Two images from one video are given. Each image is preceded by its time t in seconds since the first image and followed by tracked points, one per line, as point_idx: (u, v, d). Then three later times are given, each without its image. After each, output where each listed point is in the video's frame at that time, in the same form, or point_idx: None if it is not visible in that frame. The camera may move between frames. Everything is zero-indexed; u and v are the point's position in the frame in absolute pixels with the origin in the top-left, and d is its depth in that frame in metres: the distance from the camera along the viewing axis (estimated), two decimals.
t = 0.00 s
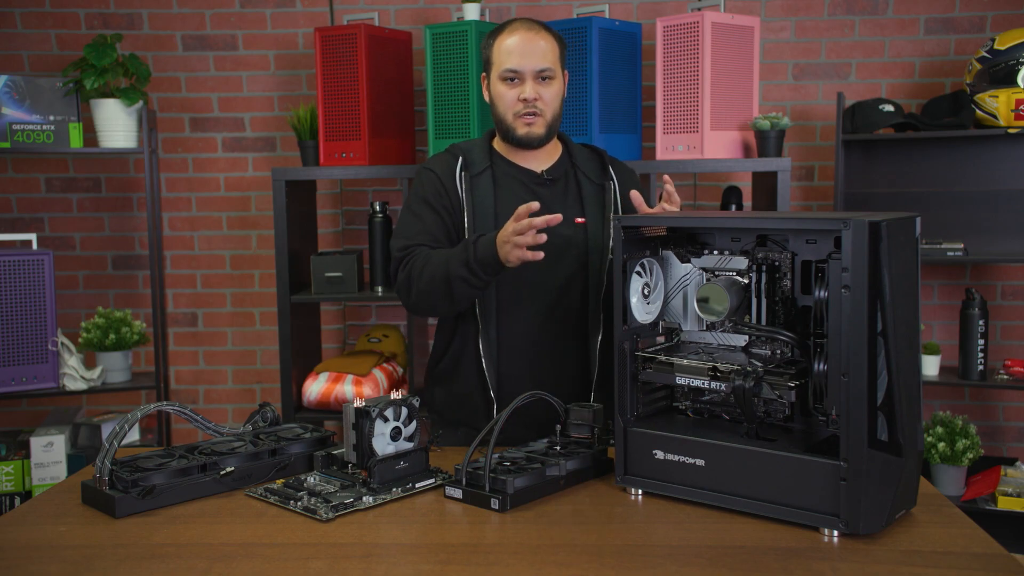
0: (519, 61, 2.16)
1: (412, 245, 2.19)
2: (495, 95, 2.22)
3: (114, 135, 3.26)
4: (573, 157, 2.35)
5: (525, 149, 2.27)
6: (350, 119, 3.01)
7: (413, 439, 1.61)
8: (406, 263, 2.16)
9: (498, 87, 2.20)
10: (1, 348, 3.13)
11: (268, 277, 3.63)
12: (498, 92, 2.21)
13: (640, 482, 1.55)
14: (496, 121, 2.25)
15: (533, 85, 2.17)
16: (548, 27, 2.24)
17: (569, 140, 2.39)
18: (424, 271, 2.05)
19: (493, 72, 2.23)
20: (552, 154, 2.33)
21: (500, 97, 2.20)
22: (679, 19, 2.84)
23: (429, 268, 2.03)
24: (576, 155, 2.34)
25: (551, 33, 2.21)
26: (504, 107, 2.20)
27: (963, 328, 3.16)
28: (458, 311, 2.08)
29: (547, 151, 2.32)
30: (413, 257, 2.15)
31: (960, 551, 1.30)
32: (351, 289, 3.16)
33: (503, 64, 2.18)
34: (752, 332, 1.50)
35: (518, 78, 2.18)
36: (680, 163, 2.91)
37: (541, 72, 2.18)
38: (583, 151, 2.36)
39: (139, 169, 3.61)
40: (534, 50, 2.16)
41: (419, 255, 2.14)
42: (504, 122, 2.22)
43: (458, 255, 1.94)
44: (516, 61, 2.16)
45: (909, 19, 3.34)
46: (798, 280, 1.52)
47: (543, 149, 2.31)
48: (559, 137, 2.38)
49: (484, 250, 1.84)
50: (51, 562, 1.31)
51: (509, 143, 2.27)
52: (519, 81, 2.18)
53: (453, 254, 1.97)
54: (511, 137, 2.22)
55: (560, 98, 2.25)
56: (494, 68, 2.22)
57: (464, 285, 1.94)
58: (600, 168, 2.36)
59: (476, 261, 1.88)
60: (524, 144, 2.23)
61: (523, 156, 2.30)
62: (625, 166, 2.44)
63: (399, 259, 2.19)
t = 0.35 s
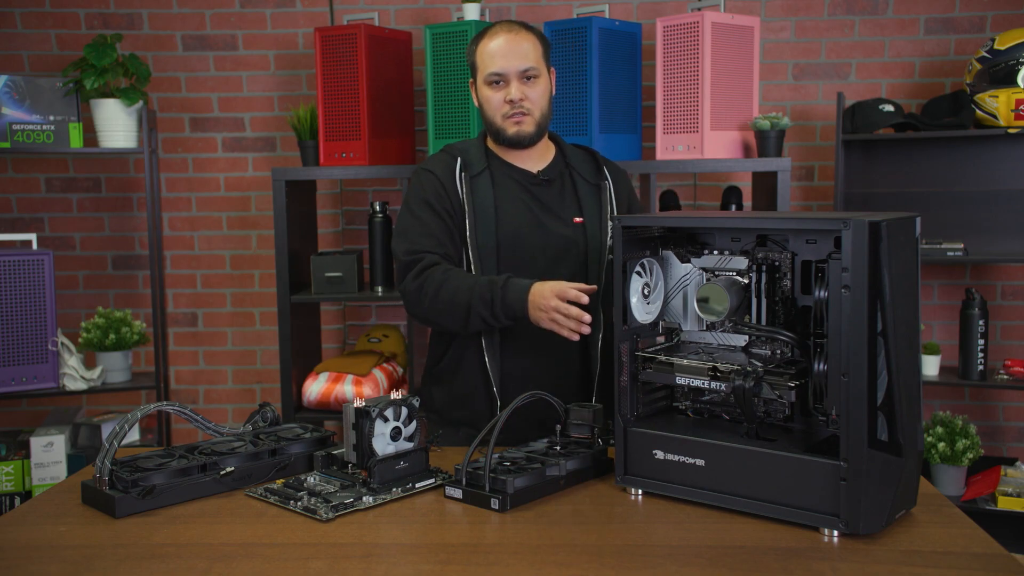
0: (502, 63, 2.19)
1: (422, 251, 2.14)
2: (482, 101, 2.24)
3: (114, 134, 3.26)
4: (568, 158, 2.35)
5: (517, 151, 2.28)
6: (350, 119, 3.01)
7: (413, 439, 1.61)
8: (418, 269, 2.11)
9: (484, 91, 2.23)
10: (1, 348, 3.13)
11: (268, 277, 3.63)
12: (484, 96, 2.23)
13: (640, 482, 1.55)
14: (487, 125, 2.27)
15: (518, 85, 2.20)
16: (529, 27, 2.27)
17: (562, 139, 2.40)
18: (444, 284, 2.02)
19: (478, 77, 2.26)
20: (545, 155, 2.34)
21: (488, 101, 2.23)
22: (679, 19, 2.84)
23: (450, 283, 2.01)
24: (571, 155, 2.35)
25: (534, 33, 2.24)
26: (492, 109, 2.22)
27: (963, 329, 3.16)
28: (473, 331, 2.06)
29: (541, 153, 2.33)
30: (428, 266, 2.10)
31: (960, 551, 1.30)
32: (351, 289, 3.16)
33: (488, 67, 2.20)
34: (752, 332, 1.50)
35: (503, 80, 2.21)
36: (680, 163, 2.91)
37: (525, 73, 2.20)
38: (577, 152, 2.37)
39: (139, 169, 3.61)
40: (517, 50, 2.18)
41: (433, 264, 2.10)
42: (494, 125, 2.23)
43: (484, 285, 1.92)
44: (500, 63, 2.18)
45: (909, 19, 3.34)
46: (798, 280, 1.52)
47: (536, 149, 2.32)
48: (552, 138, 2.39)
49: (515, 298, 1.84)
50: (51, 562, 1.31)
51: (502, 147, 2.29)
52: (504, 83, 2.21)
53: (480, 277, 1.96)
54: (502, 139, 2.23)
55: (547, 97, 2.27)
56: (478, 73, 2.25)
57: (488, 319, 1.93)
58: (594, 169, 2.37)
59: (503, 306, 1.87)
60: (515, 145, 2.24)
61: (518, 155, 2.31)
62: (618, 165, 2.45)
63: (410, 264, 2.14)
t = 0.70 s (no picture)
0: (503, 64, 2.18)
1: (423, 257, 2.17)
2: (485, 101, 2.25)
3: (114, 134, 3.26)
4: (570, 158, 2.35)
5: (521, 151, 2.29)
6: (350, 119, 3.01)
7: (413, 439, 1.61)
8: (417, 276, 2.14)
9: (487, 92, 2.23)
10: (1, 348, 3.13)
11: (268, 277, 3.63)
12: (487, 97, 2.24)
13: (640, 482, 1.55)
14: (490, 126, 2.27)
15: (520, 86, 2.20)
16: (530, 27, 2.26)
17: (563, 139, 2.40)
18: (447, 293, 2.07)
19: (480, 78, 2.26)
20: (548, 154, 2.34)
21: (490, 102, 2.23)
22: (679, 19, 2.84)
23: (452, 291, 2.06)
24: (573, 155, 2.35)
25: (534, 33, 2.24)
26: (495, 110, 2.23)
27: (963, 329, 3.16)
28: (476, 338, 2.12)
29: (543, 151, 2.33)
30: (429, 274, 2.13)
31: (960, 551, 1.30)
32: (351, 289, 3.16)
33: (489, 68, 2.20)
34: (752, 332, 1.50)
35: (505, 81, 2.21)
36: (680, 163, 2.91)
37: (527, 73, 2.20)
38: (579, 151, 2.37)
39: (139, 169, 3.61)
40: (519, 50, 2.18)
41: (434, 270, 2.13)
42: (497, 126, 2.24)
43: (485, 297, 1.98)
44: (501, 64, 2.18)
45: (909, 19, 3.34)
46: (798, 281, 1.52)
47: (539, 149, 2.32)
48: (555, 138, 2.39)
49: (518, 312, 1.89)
50: (51, 562, 1.31)
51: (505, 148, 2.29)
52: (506, 84, 2.21)
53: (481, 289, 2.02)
54: (506, 140, 2.24)
55: (549, 96, 2.27)
56: (480, 74, 2.25)
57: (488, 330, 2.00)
58: (596, 169, 2.37)
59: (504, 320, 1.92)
60: (519, 146, 2.24)
61: (522, 156, 2.31)
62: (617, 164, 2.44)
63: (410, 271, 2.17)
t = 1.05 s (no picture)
0: (506, 60, 2.19)
1: (409, 256, 2.24)
2: (489, 99, 2.25)
3: (114, 134, 3.26)
4: (578, 155, 2.35)
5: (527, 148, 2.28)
6: (350, 119, 3.01)
7: (413, 439, 1.61)
8: (399, 275, 2.23)
9: (491, 90, 2.24)
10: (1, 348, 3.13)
11: (268, 277, 3.63)
12: (491, 94, 2.24)
13: (641, 482, 1.55)
14: (495, 124, 2.28)
15: (524, 82, 2.20)
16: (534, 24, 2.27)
17: (571, 138, 2.40)
18: (429, 289, 2.16)
19: (484, 76, 2.27)
20: (555, 152, 2.34)
21: (495, 99, 2.23)
22: (679, 19, 2.84)
23: (433, 286, 2.16)
24: (580, 153, 2.35)
25: (538, 30, 2.24)
26: (499, 107, 2.23)
27: (963, 329, 3.16)
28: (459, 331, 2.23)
29: (550, 149, 2.34)
30: (412, 271, 2.22)
31: (960, 551, 1.30)
32: (351, 289, 3.16)
33: (493, 64, 2.21)
34: (752, 332, 1.50)
35: (509, 78, 2.21)
36: (680, 163, 2.91)
37: (530, 69, 2.21)
38: (587, 149, 2.36)
39: (139, 169, 3.61)
40: (523, 47, 2.18)
41: (418, 268, 2.22)
42: (502, 122, 2.24)
43: (464, 293, 2.10)
44: (504, 60, 2.19)
45: (909, 19, 3.34)
46: (798, 280, 1.52)
47: (546, 147, 2.32)
48: (563, 136, 2.40)
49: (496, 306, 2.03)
50: (52, 562, 1.31)
51: (512, 145, 2.29)
52: (510, 80, 2.21)
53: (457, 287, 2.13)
54: (510, 136, 2.24)
55: (554, 91, 2.27)
56: (485, 71, 2.26)
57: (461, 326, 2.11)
58: (604, 167, 2.36)
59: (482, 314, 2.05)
60: (524, 143, 2.24)
61: (527, 154, 2.31)
62: (629, 164, 2.44)
63: (396, 271, 2.25)
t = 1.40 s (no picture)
0: (508, 59, 2.18)
1: (395, 243, 2.30)
2: (490, 96, 2.25)
3: (114, 135, 3.26)
4: (580, 153, 2.35)
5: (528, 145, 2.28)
6: (350, 118, 3.01)
7: (413, 439, 1.61)
8: (388, 262, 2.30)
9: (493, 87, 2.23)
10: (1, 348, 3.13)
11: (268, 277, 3.63)
12: (493, 92, 2.24)
13: (640, 482, 1.55)
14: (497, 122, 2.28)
15: (525, 80, 2.19)
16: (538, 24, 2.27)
17: (574, 136, 2.39)
18: (408, 264, 2.22)
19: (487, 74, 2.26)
20: (557, 150, 2.34)
21: (496, 97, 2.23)
22: (679, 19, 2.84)
23: (412, 259, 2.22)
24: (582, 150, 2.34)
25: (541, 30, 2.24)
26: (501, 105, 2.22)
27: (963, 328, 3.16)
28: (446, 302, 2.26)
29: (552, 146, 2.33)
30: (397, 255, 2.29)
31: (960, 551, 1.30)
32: (351, 289, 3.16)
33: (495, 63, 2.21)
34: (752, 332, 1.50)
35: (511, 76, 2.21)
36: (680, 163, 2.91)
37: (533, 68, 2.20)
38: (589, 146, 2.36)
39: (139, 169, 3.61)
40: (525, 46, 2.18)
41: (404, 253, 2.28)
42: (502, 119, 2.24)
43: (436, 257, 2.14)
44: (507, 59, 2.19)
45: (909, 19, 3.34)
46: (798, 280, 1.52)
47: (547, 146, 2.32)
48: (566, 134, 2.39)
49: (463, 257, 2.06)
50: (52, 563, 1.31)
51: (513, 143, 2.29)
52: (512, 78, 2.21)
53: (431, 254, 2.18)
54: (510, 134, 2.24)
55: (556, 91, 2.26)
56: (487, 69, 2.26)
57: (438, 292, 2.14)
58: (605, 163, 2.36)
59: (452, 269, 2.08)
60: (522, 140, 2.25)
61: (528, 152, 2.31)
62: (632, 162, 2.44)
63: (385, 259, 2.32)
